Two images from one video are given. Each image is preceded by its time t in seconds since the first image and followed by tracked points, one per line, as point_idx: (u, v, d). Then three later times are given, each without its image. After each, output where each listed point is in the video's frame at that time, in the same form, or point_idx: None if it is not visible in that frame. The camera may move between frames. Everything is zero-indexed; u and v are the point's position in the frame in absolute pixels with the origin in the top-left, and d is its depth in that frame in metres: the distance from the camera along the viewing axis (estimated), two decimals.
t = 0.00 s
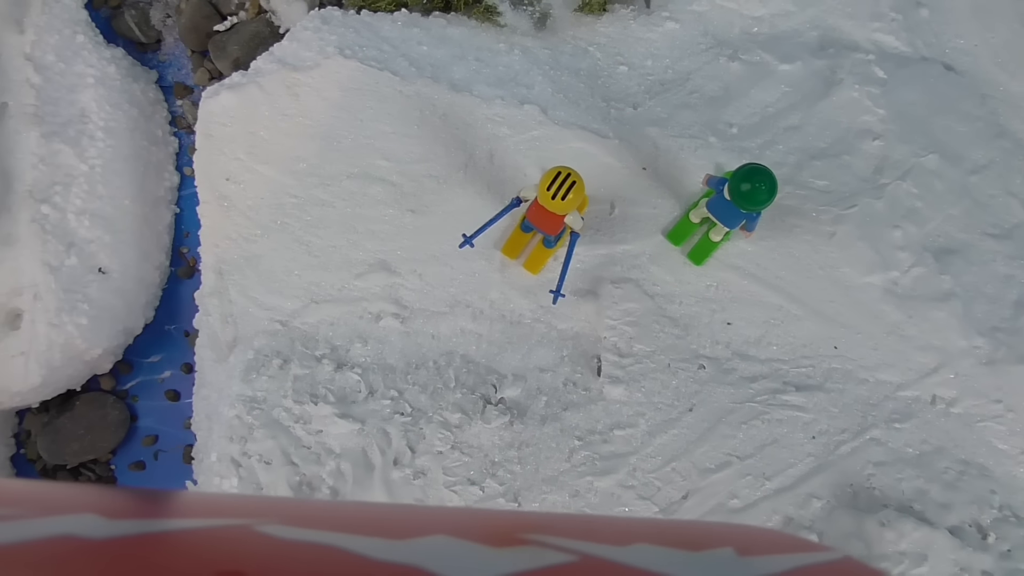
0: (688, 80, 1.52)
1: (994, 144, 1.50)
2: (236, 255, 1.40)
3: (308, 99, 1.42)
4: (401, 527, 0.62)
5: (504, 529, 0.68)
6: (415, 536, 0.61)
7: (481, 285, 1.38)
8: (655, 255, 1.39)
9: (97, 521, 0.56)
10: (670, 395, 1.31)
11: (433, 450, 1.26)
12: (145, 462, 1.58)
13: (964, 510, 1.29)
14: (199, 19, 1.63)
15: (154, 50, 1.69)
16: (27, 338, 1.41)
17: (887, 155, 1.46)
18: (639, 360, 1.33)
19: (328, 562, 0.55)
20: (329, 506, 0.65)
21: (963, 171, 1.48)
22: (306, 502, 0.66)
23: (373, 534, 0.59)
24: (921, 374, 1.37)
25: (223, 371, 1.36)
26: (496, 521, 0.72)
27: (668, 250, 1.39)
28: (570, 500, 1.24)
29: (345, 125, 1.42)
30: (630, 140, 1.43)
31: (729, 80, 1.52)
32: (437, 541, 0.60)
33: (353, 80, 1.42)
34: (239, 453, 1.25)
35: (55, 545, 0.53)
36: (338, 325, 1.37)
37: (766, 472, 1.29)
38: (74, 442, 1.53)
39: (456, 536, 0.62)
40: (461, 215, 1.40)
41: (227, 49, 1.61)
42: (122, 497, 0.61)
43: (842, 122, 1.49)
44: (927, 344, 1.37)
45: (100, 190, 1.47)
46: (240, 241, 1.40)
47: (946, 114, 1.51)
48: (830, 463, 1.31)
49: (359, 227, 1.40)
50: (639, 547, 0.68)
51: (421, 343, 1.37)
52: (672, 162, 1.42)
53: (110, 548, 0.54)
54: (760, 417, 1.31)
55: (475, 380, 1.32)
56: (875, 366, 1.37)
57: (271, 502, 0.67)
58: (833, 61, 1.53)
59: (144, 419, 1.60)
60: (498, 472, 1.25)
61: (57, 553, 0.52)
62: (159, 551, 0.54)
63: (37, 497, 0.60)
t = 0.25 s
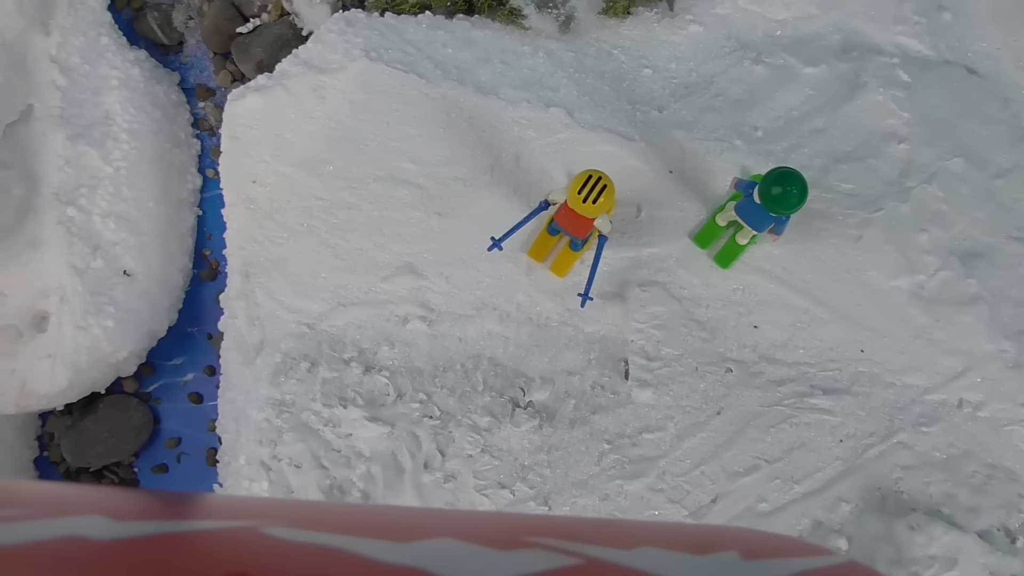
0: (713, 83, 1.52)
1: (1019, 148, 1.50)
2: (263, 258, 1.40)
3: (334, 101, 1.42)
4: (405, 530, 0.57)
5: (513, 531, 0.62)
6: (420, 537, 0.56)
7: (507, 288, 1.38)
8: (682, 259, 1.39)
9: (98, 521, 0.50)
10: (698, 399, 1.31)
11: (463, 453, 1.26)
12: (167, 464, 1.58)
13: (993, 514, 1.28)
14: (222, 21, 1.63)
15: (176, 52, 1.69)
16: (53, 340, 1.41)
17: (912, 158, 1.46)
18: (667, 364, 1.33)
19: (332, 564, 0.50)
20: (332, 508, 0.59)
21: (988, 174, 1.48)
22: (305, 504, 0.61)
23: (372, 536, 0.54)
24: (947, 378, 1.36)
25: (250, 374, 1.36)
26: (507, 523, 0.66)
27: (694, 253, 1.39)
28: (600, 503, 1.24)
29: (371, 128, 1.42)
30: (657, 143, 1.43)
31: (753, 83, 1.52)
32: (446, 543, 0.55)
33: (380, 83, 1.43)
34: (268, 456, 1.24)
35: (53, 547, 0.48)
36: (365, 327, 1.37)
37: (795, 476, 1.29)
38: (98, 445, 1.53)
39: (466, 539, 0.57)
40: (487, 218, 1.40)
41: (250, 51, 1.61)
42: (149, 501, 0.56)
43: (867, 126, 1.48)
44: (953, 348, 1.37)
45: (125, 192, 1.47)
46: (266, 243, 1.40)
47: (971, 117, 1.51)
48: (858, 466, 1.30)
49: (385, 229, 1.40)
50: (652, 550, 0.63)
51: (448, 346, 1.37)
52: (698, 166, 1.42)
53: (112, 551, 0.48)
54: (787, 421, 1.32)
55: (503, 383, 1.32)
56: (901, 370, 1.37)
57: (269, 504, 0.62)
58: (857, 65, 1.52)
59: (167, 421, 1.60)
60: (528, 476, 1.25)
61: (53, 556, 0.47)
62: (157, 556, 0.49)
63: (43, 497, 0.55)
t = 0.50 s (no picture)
0: (731, 88, 1.52)
1: None
2: (283, 261, 1.40)
3: (355, 105, 1.43)
4: (404, 526, 0.54)
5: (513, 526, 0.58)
6: (415, 533, 0.52)
7: (528, 291, 1.38)
8: (702, 263, 1.39)
9: (95, 519, 0.48)
10: (720, 403, 1.31)
11: (487, 458, 1.26)
12: (184, 467, 1.58)
13: (1015, 518, 1.28)
14: (240, 24, 1.64)
15: (193, 55, 1.69)
16: (73, 344, 1.41)
17: (931, 163, 1.45)
18: (688, 368, 1.33)
19: (328, 562, 0.47)
20: (333, 502, 0.56)
21: (1006, 178, 1.46)
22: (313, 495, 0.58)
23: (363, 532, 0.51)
24: (967, 383, 1.36)
25: (270, 378, 1.36)
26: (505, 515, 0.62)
27: (715, 257, 1.39)
28: (623, 507, 1.24)
29: (392, 131, 1.42)
30: (677, 148, 1.43)
31: (772, 87, 1.52)
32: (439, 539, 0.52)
33: (401, 87, 1.43)
34: (292, 460, 1.24)
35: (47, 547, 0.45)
36: (386, 331, 1.38)
37: (817, 480, 1.29)
38: (116, 448, 1.52)
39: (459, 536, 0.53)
40: (507, 221, 1.40)
41: (268, 54, 1.62)
42: (161, 498, 0.53)
43: (885, 130, 1.48)
44: (973, 352, 1.36)
45: (144, 195, 1.46)
46: (286, 246, 1.40)
47: (988, 123, 1.49)
48: (879, 471, 1.30)
49: (406, 233, 1.40)
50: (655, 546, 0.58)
51: (469, 349, 1.37)
52: (718, 170, 1.42)
53: (107, 551, 0.45)
54: (809, 425, 1.32)
55: (525, 387, 1.33)
56: (922, 374, 1.36)
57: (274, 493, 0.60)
58: (875, 69, 1.51)
59: (184, 424, 1.59)
60: (551, 480, 1.25)
61: (46, 556, 0.44)
62: (141, 558, 0.46)
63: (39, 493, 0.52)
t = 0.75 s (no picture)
0: (753, 93, 1.52)
1: None
2: (306, 266, 1.40)
3: (377, 109, 1.43)
4: (405, 532, 0.58)
5: (507, 531, 0.62)
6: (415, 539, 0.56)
7: (551, 296, 1.38)
8: (726, 269, 1.39)
9: (104, 524, 0.52)
10: (745, 409, 1.31)
11: (513, 464, 1.25)
12: (204, 472, 1.58)
13: None
14: (260, 28, 1.64)
15: (212, 59, 1.69)
16: (95, 349, 1.40)
17: (954, 169, 1.45)
18: (713, 374, 1.33)
19: (306, 559, 0.52)
20: (312, 509, 0.61)
21: None
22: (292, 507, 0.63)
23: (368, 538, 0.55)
24: (992, 389, 1.35)
25: (293, 383, 1.36)
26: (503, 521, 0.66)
27: (739, 263, 1.39)
28: (650, 514, 1.23)
29: (415, 136, 1.42)
30: (700, 154, 1.43)
31: (794, 92, 1.52)
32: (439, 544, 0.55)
33: (424, 92, 1.43)
34: (318, 466, 1.24)
35: (58, 548, 0.49)
36: (410, 336, 1.38)
37: (843, 487, 1.29)
38: (136, 452, 1.52)
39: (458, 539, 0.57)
40: (530, 227, 1.40)
41: (288, 58, 1.61)
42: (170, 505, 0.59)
43: (909, 135, 1.47)
44: (998, 359, 1.35)
45: (165, 200, 1.46)
46: (309, 251, 1.40)
47: (1012, 129, 1.48)
48: (905, 478, 1.30)
49: (429, 238, 1.40)
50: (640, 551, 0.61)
51: (493, 355, 1.37)
52: (742, 176, 1.42)
53: (114, 552, 0.50)
54: (834, 432, 1.31)
55: (550, 393, 1.32)
56: (946, 381, 1.36)
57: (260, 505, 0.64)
58: (896, 75, 1.51)
59: (203, 429, 1.59)
60: (578, 486, 1.25)
61: (57, 554, 0.49)
62: (153, 556, 0.50)
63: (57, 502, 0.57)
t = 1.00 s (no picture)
0: (780, 100, 1.51)
1: None
2: (333, 273, 1.40)
3: (404, 116, 1.42)
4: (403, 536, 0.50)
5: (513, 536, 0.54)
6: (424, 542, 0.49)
7: (579, 304, 1.38)
8: (755, 277, 1.38)
9: (96, 534, 0.44)
10: (775, 419, 1.31)
11: (544, 474, 1.25)
12: (226, 479, 1.57)
13: None
14: (283, 33, 1.63)
15: (234, 63, 1.68)
16: (121, 355, 1.40)
17: (981, 177, 1.44)
18: (743, 384, 1.32)
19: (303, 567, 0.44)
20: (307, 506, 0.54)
21: None
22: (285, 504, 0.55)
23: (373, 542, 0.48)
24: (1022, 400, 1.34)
25: (320, 391, 1.36)
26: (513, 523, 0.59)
27: (767, 271, 1.38)
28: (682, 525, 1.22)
29: (442, 143, 1.42)
30: (729, 161, 1.42)
31: (820, 99, 1.51)
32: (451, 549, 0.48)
33: (451, 98, 1.42)
34: (348, 475, 1.23)
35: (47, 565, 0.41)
36: (437, 344, 1.37)
37: (873, 497, 1.28)
38: (159, 459, 1.52)
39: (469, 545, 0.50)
40: (557, 234, 1.39)
41: (311, 63, 1.61)
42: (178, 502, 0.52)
43: (936, 142, 1.46)
44: None
45: (190, 206, 1.45)
46: (336, 258, 1.40)
47: None
48: (935, 488, 1.29)
49: (456, 245, 1.40)
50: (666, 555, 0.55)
51: (520, 363, 1.36)
52: (770, 184, 1.42)
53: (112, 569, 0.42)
54: (864, 442, 1.31)
55: (579, 402, 1.32)
56: (976, 391, 1.35)
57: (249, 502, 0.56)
58: (923, 82, 1.49)
59: (225, 435, 1.59)
60: (610, 496, 1.24)
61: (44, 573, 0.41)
62: (152, 571, 0.42)
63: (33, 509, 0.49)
